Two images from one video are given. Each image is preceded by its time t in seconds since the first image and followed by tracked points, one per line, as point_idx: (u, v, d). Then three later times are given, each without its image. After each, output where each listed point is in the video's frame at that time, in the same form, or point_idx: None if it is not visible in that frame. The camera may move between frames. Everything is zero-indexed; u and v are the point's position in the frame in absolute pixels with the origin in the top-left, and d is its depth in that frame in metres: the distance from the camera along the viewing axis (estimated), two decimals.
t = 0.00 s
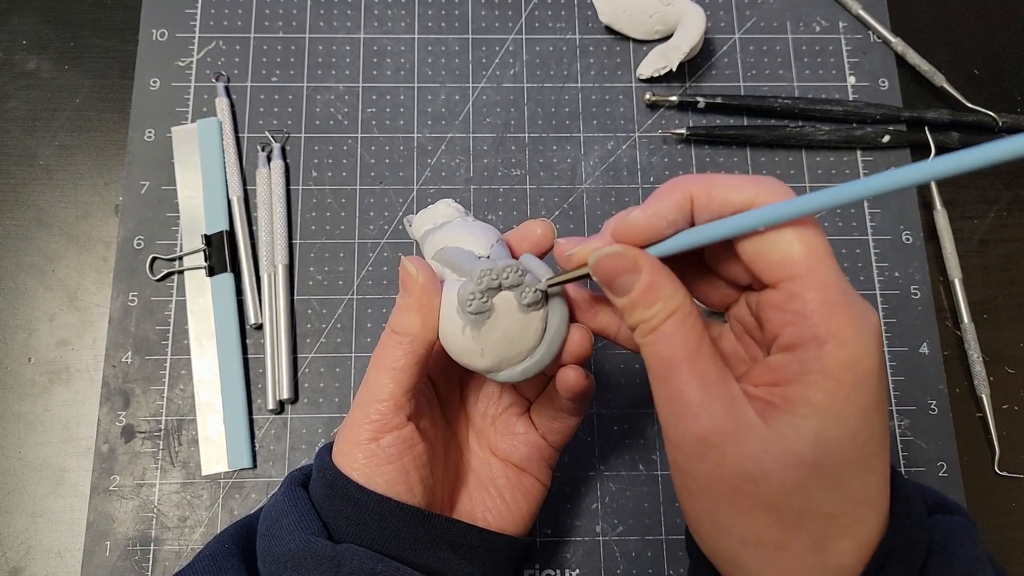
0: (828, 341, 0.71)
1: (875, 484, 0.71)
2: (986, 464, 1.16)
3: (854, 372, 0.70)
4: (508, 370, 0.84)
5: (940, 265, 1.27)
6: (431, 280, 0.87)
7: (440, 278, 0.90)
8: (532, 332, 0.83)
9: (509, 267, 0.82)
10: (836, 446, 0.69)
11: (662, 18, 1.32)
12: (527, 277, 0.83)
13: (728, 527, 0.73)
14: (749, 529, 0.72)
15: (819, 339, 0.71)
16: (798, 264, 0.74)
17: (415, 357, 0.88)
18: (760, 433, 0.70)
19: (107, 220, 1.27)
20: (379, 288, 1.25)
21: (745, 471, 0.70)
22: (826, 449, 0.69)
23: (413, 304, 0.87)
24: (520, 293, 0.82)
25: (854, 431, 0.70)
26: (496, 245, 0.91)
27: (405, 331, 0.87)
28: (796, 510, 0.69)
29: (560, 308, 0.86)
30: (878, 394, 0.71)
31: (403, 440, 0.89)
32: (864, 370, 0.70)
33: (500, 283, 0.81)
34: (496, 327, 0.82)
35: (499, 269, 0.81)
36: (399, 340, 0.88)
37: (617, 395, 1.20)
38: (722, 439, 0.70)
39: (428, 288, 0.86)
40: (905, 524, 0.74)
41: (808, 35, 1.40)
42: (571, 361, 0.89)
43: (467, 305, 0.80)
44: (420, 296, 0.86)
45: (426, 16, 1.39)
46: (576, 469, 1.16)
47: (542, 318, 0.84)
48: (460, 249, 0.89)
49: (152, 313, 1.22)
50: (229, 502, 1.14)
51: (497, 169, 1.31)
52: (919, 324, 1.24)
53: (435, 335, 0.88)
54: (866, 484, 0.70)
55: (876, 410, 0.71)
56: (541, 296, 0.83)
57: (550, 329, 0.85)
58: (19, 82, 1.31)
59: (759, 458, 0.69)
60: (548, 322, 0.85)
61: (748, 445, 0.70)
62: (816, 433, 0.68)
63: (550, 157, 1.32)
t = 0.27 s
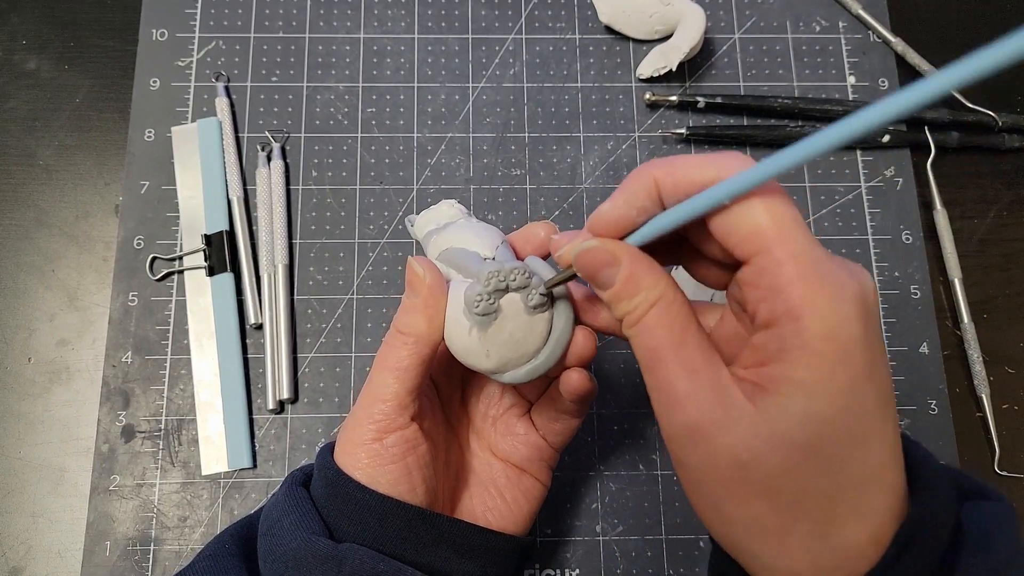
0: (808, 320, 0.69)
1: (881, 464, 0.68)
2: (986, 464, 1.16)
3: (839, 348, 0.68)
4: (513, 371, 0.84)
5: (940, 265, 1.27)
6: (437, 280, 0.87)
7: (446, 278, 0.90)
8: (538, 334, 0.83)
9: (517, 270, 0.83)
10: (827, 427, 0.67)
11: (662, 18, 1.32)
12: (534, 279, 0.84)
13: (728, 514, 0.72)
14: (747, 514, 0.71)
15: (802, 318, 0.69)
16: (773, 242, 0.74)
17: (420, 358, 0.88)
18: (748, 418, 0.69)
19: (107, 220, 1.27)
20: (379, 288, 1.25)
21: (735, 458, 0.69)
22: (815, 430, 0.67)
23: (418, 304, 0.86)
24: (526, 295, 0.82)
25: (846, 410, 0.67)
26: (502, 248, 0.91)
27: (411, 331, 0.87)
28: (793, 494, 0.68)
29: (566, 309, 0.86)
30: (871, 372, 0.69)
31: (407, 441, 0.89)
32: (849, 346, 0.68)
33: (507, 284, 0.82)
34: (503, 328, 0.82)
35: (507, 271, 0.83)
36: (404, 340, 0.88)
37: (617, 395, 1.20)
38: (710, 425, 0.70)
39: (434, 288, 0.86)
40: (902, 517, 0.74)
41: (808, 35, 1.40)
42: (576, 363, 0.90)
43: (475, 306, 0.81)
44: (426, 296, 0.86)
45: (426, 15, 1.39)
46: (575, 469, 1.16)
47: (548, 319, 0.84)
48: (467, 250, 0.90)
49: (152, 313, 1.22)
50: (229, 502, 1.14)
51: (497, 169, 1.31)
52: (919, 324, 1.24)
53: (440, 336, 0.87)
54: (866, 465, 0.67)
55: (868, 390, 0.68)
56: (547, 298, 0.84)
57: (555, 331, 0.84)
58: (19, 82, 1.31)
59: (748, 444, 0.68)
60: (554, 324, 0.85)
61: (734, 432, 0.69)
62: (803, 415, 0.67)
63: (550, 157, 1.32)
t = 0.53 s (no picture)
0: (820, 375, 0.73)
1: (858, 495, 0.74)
2: (985, 464, 1.16)
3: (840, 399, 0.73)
4: (500, 370, 0.84)
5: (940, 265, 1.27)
6: (424, 281, 0.90)
7: (432, 279, 0.92)
8: (521, 331, 0.82)
9: (490, 265, 0.82)
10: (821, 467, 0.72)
11: (662, 18, 1.32)
12: (511, 274, 0.82)
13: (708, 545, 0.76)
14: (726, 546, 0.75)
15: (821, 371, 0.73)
16: (813, 303, 0.75)
17: (406, 358, 0.90)
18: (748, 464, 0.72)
19: (107, 220, 1.27)
20: (379, 288, 1.25)
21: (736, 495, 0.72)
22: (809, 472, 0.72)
23: (404, 304, 0.90)
24: (503, 291, 0.81)
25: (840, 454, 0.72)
26: (488, 243, 0.89)
27: (397, 330, 0.90)
28: (775, 541, 0.73)
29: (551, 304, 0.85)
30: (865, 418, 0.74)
31: (392, 441, 0.89)
32: (855, 418, 0.73)
33: (481, 282, 0.81)
34: (483, 326, 0.82)
35: (480, 268, 0.82)
36: (392, 340, 0.90)
37: (617, 395, 1.20)
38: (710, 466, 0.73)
39: (418, 287, 0.89)
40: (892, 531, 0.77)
41: (808, 35, 1.40)
42: (565, 357, 0.88)
43: (451, 306, 0.81)
44: (412, 296, 0.89)
45: (426, 16, 1.39)
46: (576, 469, 1.16)
47: (531, 316, 0.83)
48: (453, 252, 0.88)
49: (152, 313, 1.22)
50: (229, 502, 1.14)
51: (497, 169, 1.31)
52: (919, 324, 1.24)
53: (426, 335, 0.90)
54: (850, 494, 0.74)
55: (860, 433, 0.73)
56: (526, 292, 0.82)
57: (542, 327, 0.84)
58: (19, 82, 1.31)
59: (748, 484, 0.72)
60: (539, 321, 0.84)
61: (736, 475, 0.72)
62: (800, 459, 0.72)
63: (550, 157, 1.32)
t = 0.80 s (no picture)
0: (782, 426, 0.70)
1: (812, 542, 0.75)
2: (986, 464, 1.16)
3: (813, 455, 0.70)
4: (503, 372, 0.85)
5: (940, 265, 1.27)
6: (418, 286, 0.89)
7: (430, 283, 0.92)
8: (519, 334, 0.82)
9: (480, 271, 0.81)
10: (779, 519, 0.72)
11: (661, 18, 1.32)
12: (503, 278, 0.82)
13: None
14: None
15: (781, 433, 0.68)
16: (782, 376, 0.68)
17: (399, 360, 0.90)
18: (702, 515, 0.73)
19: (107, 220, 1.27)
20: (379, 288, 1.25)
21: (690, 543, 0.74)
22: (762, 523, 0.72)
23: (400, 310, 0.90)
24: (497, 296, 0.81)
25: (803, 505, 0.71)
26: (481, 243, 0.89)
27: (391, 334, 0.90)
28: None
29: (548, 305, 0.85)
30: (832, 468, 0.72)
31: (384, 443, 0.90)
32: (814, 482, 0.70)
33: (475, 290, 0.81)
34: (481, 334, 0.81)
35: (472, 276, 0.81)
36: (385, 343, 0.91)
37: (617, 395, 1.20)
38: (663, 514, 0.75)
39: (414, 292, 0.89)
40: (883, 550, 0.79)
41: (808, 35, 1.40)
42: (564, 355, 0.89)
43: (446, 316, 0.80)
44: (407, 302, 0.89)
45: (426, 16, 1.39)
46: (575, 469, 1.16)
47: (528, 318, 0.83)
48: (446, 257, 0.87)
49: (152, 313, 1.22)
50: (229, 502, 1.14)
51: (497, 169, 1.31)
52: (919, 324, 1.24)
53: (421, 338, 0.90)
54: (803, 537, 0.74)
55: (827, 485, 0.71)
56: (520, 294, 0.81)
57: (539, 328, 0.84)
58: (19, 82, 1.31)
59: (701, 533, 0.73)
60: (536, 323, 0.84)
61: (690, 525, 0.73)
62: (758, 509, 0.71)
63: (550, 157, 1.32)
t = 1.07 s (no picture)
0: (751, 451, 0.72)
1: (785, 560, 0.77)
2: (985, 464, 1.16)
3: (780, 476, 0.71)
4: (506, 372, 0.85)
5: (940, 265, 1.27)
6: (422, 284, 0.89)
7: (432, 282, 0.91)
8: (523, 334, 0.82)
9: (486, 270, 0.81)
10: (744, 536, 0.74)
11: (661, 18, 1.32)
12: (508, 278, 0.81)
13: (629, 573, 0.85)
14: None
15: (744, 449, 0.70)
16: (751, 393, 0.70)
17: (402, 359, 0.91)
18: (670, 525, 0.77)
19: (107, 220, 1.27)
20: (379, 288, 1.25)
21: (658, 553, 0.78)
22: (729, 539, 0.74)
23: (403, 309, 0.90)
24: (503, 295, 0.81)
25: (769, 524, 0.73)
26: (482, 243, 0.88)
27: (394, 333, 0.90)
28: None
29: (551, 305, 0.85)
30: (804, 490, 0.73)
31: (386, 442, 0.90)
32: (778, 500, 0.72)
33: (479, 289, 0.80)
34: (486, 333, 0.81)
35: (477, 275, 0.80)
36: (388, 342, 0.91)
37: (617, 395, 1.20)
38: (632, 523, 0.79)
39: (417, 292, 0.89)
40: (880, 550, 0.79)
41: (808, 35, 1.40)
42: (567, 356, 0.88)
43: (451, 316, 0.80)
44: (410, 301, 0.89)
45: (426, 16, 1.39)
46: (575, 469, 1.16)
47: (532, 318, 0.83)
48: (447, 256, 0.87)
49: (152, 313, 1.22)
50: (229, 502, 1.14)
51: (497, 169, 1.31)
52: (919, 324, 1.24)
53: (424, 337, 0.90)
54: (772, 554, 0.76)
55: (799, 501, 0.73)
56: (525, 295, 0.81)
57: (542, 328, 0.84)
58: (19, 82, 1.31)
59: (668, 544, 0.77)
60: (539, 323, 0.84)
61: (655, 536, 0.78)
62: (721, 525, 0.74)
63: (550, 157, 1.32)
